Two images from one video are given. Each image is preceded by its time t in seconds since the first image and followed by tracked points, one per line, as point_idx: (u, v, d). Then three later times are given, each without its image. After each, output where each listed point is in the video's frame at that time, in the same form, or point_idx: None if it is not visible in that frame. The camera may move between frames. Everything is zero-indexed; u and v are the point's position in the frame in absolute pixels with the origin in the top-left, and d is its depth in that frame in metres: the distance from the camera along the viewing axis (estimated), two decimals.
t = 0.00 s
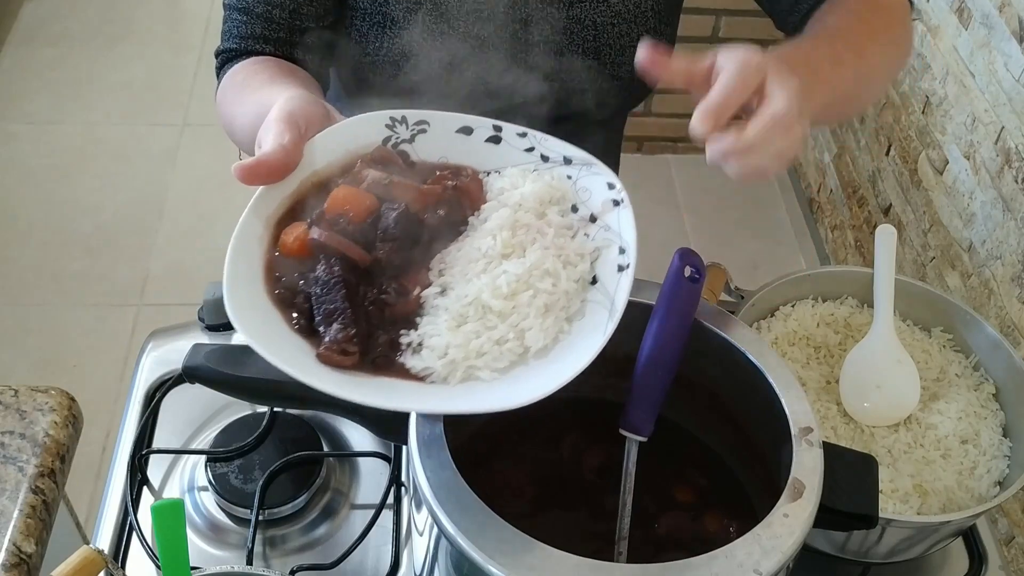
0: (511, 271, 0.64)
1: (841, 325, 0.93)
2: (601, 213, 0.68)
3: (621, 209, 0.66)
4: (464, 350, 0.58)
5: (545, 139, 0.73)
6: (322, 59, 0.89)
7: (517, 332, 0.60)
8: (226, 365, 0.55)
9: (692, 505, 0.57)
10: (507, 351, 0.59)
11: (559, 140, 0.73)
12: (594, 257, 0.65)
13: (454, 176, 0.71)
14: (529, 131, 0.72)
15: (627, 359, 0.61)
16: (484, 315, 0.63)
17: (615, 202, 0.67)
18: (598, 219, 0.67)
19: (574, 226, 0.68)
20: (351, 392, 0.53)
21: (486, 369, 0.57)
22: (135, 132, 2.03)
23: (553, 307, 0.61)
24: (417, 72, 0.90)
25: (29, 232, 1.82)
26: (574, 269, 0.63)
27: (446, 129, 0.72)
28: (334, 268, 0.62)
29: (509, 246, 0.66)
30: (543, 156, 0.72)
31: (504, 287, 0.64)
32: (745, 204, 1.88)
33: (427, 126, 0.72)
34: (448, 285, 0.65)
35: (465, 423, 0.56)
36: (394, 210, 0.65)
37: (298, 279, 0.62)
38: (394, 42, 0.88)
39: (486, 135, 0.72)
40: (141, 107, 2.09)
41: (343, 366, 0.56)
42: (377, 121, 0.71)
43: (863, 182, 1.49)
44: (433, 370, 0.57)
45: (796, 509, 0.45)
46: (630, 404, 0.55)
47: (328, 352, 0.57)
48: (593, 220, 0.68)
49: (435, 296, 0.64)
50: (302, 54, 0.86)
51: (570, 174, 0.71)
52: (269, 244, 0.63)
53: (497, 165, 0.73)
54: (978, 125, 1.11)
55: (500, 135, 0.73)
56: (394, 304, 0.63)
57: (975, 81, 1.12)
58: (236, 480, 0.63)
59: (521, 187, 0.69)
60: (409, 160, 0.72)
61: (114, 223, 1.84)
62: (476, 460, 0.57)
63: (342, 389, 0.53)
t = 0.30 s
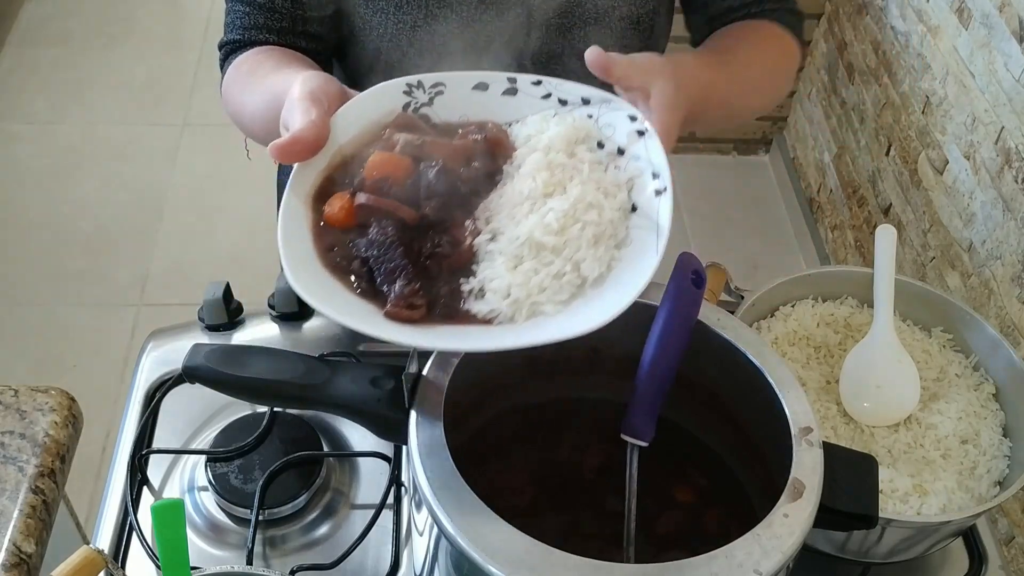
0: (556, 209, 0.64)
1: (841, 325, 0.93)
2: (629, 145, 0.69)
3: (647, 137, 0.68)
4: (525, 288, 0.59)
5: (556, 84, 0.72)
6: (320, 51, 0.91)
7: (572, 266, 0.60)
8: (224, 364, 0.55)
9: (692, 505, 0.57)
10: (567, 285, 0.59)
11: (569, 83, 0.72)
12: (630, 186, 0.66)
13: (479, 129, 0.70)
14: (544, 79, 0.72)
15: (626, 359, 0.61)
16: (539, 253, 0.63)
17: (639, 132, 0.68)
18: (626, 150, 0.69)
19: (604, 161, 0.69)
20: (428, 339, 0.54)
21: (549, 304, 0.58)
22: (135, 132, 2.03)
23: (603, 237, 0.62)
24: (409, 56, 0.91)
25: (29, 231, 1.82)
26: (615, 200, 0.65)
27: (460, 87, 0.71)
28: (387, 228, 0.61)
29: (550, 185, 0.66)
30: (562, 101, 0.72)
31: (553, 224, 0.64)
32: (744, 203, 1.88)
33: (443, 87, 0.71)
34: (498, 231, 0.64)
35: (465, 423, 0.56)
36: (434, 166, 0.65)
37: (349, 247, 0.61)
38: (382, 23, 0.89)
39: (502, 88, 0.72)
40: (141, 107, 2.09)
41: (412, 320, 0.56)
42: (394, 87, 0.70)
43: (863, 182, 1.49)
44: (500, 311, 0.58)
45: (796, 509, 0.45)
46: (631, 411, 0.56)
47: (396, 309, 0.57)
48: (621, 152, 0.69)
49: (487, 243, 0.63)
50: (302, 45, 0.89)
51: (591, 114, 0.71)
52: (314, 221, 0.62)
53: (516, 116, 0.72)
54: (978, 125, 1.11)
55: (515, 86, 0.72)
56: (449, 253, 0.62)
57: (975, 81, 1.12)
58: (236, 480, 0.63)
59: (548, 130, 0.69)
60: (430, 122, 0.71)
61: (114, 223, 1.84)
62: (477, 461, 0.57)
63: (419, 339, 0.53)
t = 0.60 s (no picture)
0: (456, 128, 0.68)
1: (841, 325, 0.93)
2: (546, 74, 0.75)
3: (564, 66, 0.74)
4: (419, 202, 0.62)
5: (479, 16, 0.77)
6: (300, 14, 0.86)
7: (470, 180, 0.65)
8: (223, 364, 0.55)
9: (692, 505, 0.57)
10: (461, 199, 0.63)
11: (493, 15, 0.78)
12: (538, 112, 0.71)
13: (399, 58, 0.74)
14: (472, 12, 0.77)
15: (627, 359, 0.61)
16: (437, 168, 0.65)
17: (558, 61, 0.74)
18: (544, 79, 0.75)
19: (518, 89, 0.73)
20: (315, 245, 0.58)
21: (442, 219, 0.62)
22: (135, 132, 2.03)
23: (503, 156, 0.67)
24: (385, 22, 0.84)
25: (29, 231, 1.82)
26: (521, 122, 0.70)
27: (390, 19, 0.75)
28: (293, 145, 0.64)
29: (457, 107, 0.70)
30: (488, 33, 0.77)
31: (452, 143, 0.67)
32: (745, 203, 1.88)
33: (375, 21, 0.75)
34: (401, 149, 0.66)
35: (464, 423, 0.57)
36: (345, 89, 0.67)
37: (254, 161, 0.64)
38: None
39: (432, 21, 0.76)
40: (141, 107, 2.09)
41: (309, 227, 0.60)
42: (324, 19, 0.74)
43: (863, 182, 1.49)
44: (392, 225, 0.61)
45: (795, 509, 0.45)
46: (634, 417, 0.56)
47: (293, 218, 0.60)
48: (538, 82, 0.75)
49: (390, 159, 0.65)
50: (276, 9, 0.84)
51: (514, 46, 0.76)
52: (227, 138, 0.66)
53: (442, 48, 0.76)
54: (978, 125, 1.11)
55: (444, 18, 0.76)
56: (350, 167, 0.64)
57: (975, 81, 1.12)
58: (236, 480, 0.63)
59: (468, 59, 0.73)
60: (360, 52, 0.74)
61: (114, 223, 1.84)
62: (477, 461, 0.57)
63: (296, 245, 0.57)
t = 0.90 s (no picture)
0: (193, 136, 0.69)
1: (841, 325, 0.93)
2: (327, 99, 0.73)
3: (342, 98, 0.72)
4: (114, 206, 0.64)
5: (296, 31, 0.78)
6: None
7: (179, 194, 0.66)
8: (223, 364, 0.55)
9: (692, 505, 0.57)
10: (166, 214, 0.64)
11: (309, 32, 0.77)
12: (297, 137, 0.70)
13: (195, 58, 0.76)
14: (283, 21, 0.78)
15: (627, 358, 0.61)
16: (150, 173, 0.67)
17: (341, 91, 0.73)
18: (321, 104, 0.73)
19: (297, 111, 0.72)
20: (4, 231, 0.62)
21: (141, 228, 0.63)
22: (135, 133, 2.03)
23: (232, 178, 0.67)
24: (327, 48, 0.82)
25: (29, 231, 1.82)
26: (268, 146, 0.69)
27: (205, 15, 0.77)
28: (21, 117, 0.71)
29: (206, 112, 0.71)
30: (292, 46, 0.77)
31: (183, 148, 0.68)
32: (744, 202, 1.88)
33: (189, 12, 0.77)
34: (132, 147, 0.69)
35: (465, 423, 0.57)
36: (102, 70, 0.72)
37: None
38: None
39: (246, 24, 0.78)
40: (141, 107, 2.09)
41: None
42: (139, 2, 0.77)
43: (863, 182, 1.49)
44: (87, 221, 0.64)
45: (795, 509, 0.45)
46: (636, 420, 0.57)
47: None
48: (316, 106, 0.73)
49: (118, 154, 0.69)
50: None
51: (312, 64, 0.76)
52: None
53: (244, 51, 0.77)
54: (978, 125, 1.11)
55: (261, 26, 0.78)
56: (74, 156, 0.69)
57: (975, 81, 1.12)
58: (236, 480, 0.63)
59: (253, 68, 0.74)
60: (167, 38, 0.76)
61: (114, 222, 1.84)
62: (476, 460, 0.57)
63: None
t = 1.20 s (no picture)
0: None
1: (841, 325, 0.93)
2: (102, 207, 0.59)
3: (114, 208, 0.58)
4: None
5: (92, 123, 0.64)
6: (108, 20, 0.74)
7: None
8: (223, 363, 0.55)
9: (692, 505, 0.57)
10: None
11: (100, 121, 0.64)
12: (60, 247, 0.57)
13: None
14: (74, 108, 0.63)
15: (627, 359, 0.61)
16: None
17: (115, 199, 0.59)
18: (96, 212, 0.59)
19: (65, 217, 0.59)
20: None
21: None
22: (135, 132, 2.03)
23: None
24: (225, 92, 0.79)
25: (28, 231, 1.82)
26: (20, 255, 0.56)
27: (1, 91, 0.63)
28: None
29: None
30: (85, 141, 0.63)
31: None
32: (744, 202, 1.88)
33: None
34: None
35: (465, 423, 0.57)
36: None
37: None
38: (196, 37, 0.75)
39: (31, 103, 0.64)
40: (142, 106, 2.09)
41: None
42: None
43: (862, 182, 1.49)
44: None
45: (796, 509, 0.45)
46: (637, 420, 0.57)
47: None
48: (91, 213, 0.59)
49: None
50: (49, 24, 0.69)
51: (96, 164, 0.62)
52: None
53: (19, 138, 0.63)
54: (978, 125, 1.11)
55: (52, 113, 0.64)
56: None
57: (975, 81, 1.12)
58: (236, 480, 0.63)
59: (26, 164, 0.61)
60: None
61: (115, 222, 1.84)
62: (477, 461, 0.57)
63: None
